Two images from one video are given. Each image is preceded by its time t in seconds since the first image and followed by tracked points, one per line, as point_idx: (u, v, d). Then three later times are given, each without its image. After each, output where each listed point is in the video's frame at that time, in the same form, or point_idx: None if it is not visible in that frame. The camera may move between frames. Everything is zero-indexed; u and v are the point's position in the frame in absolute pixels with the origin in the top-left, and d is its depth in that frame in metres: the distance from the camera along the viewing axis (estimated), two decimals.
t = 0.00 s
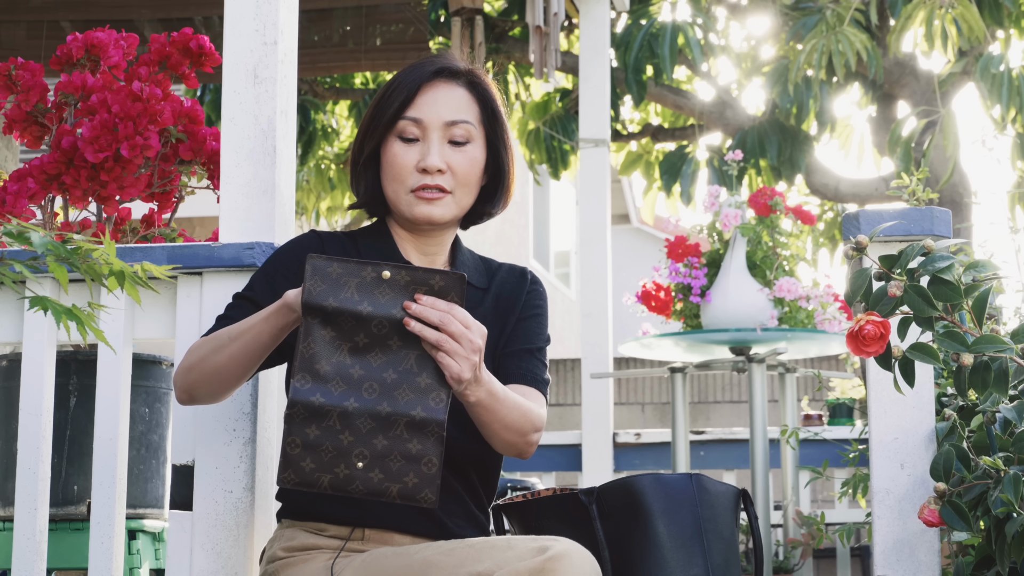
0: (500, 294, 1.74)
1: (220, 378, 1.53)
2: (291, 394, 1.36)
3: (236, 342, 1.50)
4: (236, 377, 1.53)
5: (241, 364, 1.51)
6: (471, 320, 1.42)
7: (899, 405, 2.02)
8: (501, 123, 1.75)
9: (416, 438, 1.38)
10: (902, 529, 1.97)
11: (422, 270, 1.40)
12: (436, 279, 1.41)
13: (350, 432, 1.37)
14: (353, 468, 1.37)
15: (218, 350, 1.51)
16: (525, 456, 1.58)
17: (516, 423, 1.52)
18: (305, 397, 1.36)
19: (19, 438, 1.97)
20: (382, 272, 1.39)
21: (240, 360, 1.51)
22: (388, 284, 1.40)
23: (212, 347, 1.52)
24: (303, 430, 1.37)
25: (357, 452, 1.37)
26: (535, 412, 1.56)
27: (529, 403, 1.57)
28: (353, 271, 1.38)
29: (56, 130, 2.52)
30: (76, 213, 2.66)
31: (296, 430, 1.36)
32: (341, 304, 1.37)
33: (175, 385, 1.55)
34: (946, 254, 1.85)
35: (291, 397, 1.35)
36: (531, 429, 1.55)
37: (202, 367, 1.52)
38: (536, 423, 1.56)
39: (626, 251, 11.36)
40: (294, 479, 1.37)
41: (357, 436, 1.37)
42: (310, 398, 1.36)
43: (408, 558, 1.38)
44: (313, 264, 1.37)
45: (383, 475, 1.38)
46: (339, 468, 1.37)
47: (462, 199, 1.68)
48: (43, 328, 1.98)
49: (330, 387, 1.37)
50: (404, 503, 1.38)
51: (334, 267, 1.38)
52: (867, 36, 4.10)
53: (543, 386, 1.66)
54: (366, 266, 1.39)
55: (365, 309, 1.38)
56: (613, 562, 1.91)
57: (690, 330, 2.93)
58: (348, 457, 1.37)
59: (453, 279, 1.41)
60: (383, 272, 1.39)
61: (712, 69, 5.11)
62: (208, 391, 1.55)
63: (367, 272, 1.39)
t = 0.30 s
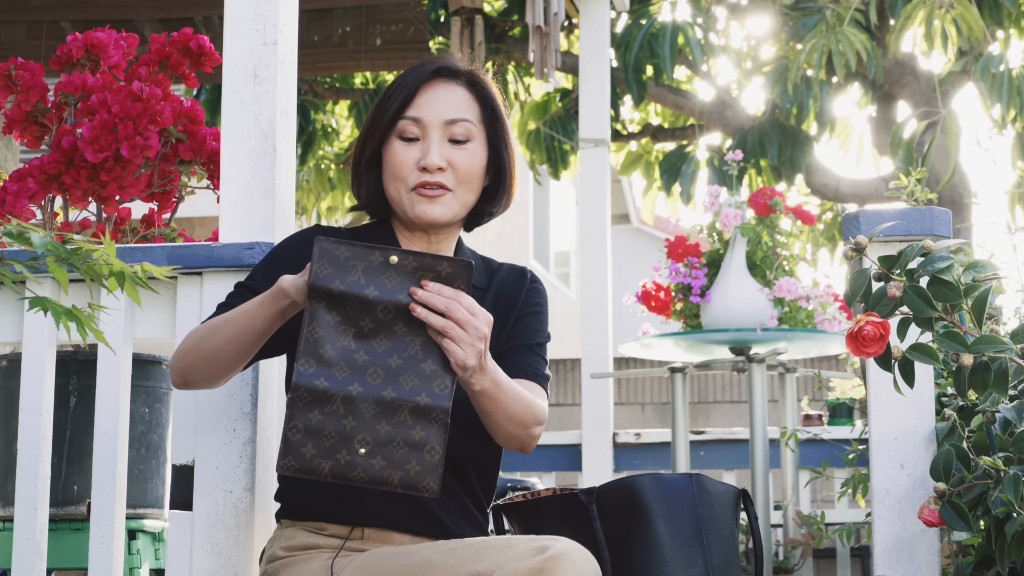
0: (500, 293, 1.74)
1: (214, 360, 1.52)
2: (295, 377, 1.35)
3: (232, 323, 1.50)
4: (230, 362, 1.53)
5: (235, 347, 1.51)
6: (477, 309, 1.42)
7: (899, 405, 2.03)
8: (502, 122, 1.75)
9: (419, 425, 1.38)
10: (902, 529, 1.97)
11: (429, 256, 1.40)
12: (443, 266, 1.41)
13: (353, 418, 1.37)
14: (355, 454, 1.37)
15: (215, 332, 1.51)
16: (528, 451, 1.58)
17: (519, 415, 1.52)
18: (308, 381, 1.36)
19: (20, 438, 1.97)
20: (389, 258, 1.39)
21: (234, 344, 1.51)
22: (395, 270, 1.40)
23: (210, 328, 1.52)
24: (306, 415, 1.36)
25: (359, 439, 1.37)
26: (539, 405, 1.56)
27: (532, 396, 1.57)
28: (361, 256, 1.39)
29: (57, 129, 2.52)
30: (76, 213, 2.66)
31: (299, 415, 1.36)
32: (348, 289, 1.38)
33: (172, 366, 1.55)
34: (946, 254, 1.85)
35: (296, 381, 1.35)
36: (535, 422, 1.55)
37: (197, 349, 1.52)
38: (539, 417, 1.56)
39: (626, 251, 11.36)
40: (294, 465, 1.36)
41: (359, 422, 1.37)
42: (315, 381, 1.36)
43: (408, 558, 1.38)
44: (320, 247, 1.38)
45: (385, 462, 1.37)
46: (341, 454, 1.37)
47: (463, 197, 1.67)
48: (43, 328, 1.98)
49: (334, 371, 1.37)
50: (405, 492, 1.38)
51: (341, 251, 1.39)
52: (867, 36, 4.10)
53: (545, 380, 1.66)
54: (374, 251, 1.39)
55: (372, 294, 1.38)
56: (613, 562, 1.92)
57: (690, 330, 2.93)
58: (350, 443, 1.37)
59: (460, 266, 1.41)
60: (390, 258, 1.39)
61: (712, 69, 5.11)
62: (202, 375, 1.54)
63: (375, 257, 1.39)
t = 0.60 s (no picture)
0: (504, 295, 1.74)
1: (214, 345, 1.52)
2: (312, 375, 1.35)
3: (233, 308, 1.50)
4: (230, 347, 1.53)
5: (236, 332, 1.51)
6: (491, 297, 1.42)
7: (899, 405, 2.03)
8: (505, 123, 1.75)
9: (439, 417, 1.38)
10: (902, 529, 1.97)
11: (441, 247, 1.40)
12: (456, 256, 1.41)
13: (372, 414, 1.37)
14: (376, 450, 1.37)
15: (215, 316, 1.52)
16: (538, 448, 1.58)
17: (532, 410, 1.53)
18: (325, 379, 1.36)
19: (19, 438, 1.97)
20: (401, 250, 1.39)
21: (235, 328, 1.51)
22: (407, 261, 1.40)
23: (211, 312, 1.52)
24: (324, 413, 1.36)
25: (380, 433, 1.37)
26: (550, 400, 1.57)
27: (543, 393, 1.58)
28: (372, 249, 1.39)
29: (57, 129, 2.52)
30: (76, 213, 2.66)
31: (317, 413, 1.36)
32: (360, 282, 1.37)
33: (170, 352, 1.55)
34: (946, 254, 1.85)
35: (312, 379, 1.35)
36: (546, 419, 1.56)
37: (197, 333, 1.52)
38: (550, 413, 1.57)
39: (626, 251, 11.36)
40: (315, 464, 1.37)
41: (379, 418, 1.37)
42: (331, 379, 1.35)
43: (402, 548, 1.38)
44: (331, 241, 1.38)
45: (406, 455, 1.38)
46: (362, 450, 1.37)
47: (468, 198, 1.67)
48: (43, 328, 1.98)
49: (350, 367, 1.36)
50: (428, 484, 1.39)
51: (352, 244, 1.38)
52: (867, 36, 4.10)
53: (552, 379, 1.66)
54: (385, 244, 1.39)
55: (385, 287, 1.38)
56: (613, 562, 1.92)
57: (690, 330, 2.93)
58: (371, 438, 1.37)
59: (473, 256, 1.41)
60: (402, 250, 1.39)
61: (713, 69, 5.11)
62: (201, 361, 1.54)
63: (386, 249, 1.39)
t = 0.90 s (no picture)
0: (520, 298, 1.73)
1: (230, 348, 1.52)
2: (324, 395, 1.34)
3: (245, 311, 1.50)
4: (245, 349, 1.53)
5: (249, 335, 1.51)
6: (501, 305, 1.42)
7: (899, 405, 2.02)
8: (519, 121, 1.75)
9: (455, 430, 1.38)
10: (902, 529, 1.97)
11: (450, 256, 1.39)
12: (464, 265, 1.40)
13: (388, 430, 1.37)
14: (393, 466, 1.37)
15: (229, 319, 1.52)
16: (547, 456, 1.58)
17: (543, 417, 1.53)
18: (338, 397, 1.35)
19: (19, 439, 1.97)
20: (408, 260, 1.38)
21: (248, 330, 1.51)
22: (415, 272, 1.39)
23: (224, 315, 1.52)
24: (339, 432, 1.35)
25: (396, 450, 1.37)
26: (561, 408, 1.57)
27: (554, 401, 1.58)
28: (379, 261, 1.38)
29: (56, 129, 2.52)
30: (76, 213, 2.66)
31: (331, 433, 1.35)
32: (369, 296, 1.37)
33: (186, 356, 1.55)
34: (946, 254, 1.85)
35: (325, 397, 1.34)
36: (556, 427, 1.56)
37: (211, 336, 1.53)
38: (560, 422, 1.57)
39: (626, 251, 11.35)
40: (332, 485, 1.36)
41: (395, 434, 1.37)
42: (345, 397, 1.35)
43: (403, 547, 1.38)
44: (336, 255, 1.37)
45: (424, 471, 1.38)
46: (379, 468, 1.37)
47: (480, 197, 1.67)
48: (43, 328, 1.98)
49: (362, 383, 1.36)
50: (447, 498, 1.39)
51: (358, 257, 1.37)
52: (867, 36, 4.10)
53: (563, 386, 1.66)
54: (391, 255, 1.38)
55: (393, 300, 1.37)
56: (613, 563, 1.91)
57: (690, 330, 2.93)
58: (387, 455, 1.36)
59: (482, 264, 1.40)
60: (409, 261, 1.38)
61: (712, 69, 5.12)
62: (217, 364, 1.54)
63: (393, 261, 1.38)
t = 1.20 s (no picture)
0: (523, 302, 1.73)
1: (230, 365, 1.53)
2: (319, 404, 1.34)
3: (245, 329, 1.50)
4: (246, 365, 1.53)
5: (250, 352, 1.52)
6: (500, 322, 1.42)
7: (899, 405, 2.03)
8: (521, 121, 1.75)
9: (448, 443, 1.39)
10: (902, 529, 1.97)
11: (451, 271, 1.38)
12: (465, 281, 1.39)
13: (381, 440, 1.37)
14: (385, 477, 1.37)
15: (229, 336, 1.52)
16: (543, 463, 1.59)
17: (540, 426, 1.53)
18: (333, 407, 1.35)
19: (19, 439, 1.97)
20: (407, 274, 1.37)
21: (248, 347, 1.51)
22: (414, 286, 1.38)
23: (224, 331, 1.52)
24: (332, 441, 1.36)
25: (388, 461, 1.37)
26: (559, 418, 1.57)
27: (551, 408, 1.58)
28: (378, 274, 1.37)
29: (57, 130, 2.52)
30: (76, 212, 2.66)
31: (325, 441, 1.36)
32: (367, 310, 1.36)
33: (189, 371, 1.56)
34: (946, 254, 1.85)
35: (320, 407, 1.34)
36: (554, 436, 1.57)
37: (212, 352, 1.53)
38: (557, 430, 1.57)
39: (626, 251, 11.35)
40: (324, 493, 1.36)
41: (387, 444, 1.37)
42: (339, 408, 1.35)
43: (402, 546, 1.39)
44: (336, 267, 1.36)
45: (415, 482, 1.38)
46: (370, 478, 1.37)
47: (484, 199, 1.67)
48: (43, 328, 1.98)
49: (357, 394, 1.36)
50: (437, 509, 1.40)
51: (358, 270, 1.36)
52: (867, 36, 4.09)
53: (562, 391, 1.67)
54: (391, 269, 1.37)
55: (392, 313, 1.37)
56: (612, 562, 1.92)
57: (690, 330, 2.93)
58: (380, 466, 1.37)
59: (482, 281, 1.39)
60: (409, 275, 1.37)
61: (712, 69, 5.12)
62: (219, 379, 1.55)
63: (393, 274, 1.37)
